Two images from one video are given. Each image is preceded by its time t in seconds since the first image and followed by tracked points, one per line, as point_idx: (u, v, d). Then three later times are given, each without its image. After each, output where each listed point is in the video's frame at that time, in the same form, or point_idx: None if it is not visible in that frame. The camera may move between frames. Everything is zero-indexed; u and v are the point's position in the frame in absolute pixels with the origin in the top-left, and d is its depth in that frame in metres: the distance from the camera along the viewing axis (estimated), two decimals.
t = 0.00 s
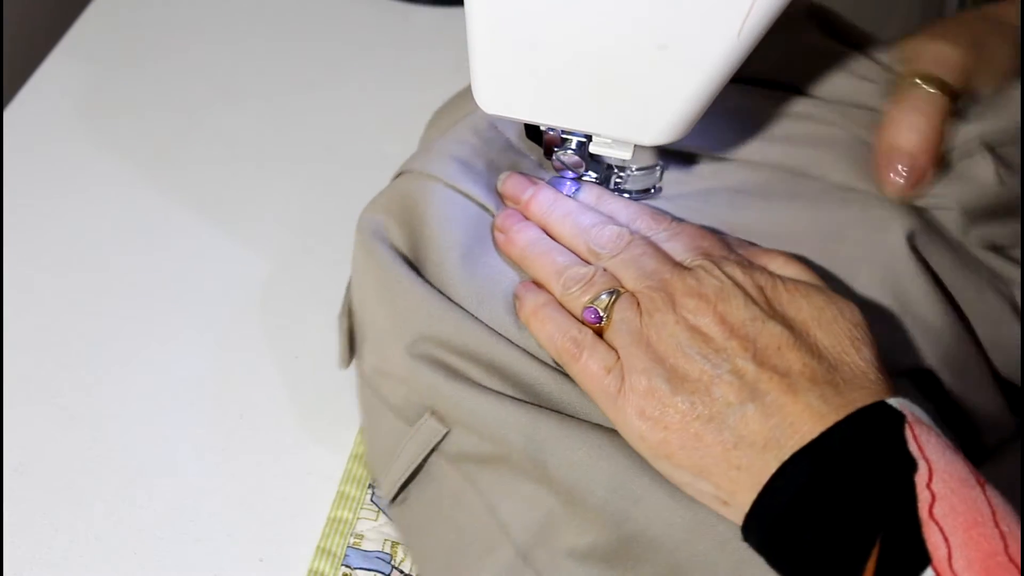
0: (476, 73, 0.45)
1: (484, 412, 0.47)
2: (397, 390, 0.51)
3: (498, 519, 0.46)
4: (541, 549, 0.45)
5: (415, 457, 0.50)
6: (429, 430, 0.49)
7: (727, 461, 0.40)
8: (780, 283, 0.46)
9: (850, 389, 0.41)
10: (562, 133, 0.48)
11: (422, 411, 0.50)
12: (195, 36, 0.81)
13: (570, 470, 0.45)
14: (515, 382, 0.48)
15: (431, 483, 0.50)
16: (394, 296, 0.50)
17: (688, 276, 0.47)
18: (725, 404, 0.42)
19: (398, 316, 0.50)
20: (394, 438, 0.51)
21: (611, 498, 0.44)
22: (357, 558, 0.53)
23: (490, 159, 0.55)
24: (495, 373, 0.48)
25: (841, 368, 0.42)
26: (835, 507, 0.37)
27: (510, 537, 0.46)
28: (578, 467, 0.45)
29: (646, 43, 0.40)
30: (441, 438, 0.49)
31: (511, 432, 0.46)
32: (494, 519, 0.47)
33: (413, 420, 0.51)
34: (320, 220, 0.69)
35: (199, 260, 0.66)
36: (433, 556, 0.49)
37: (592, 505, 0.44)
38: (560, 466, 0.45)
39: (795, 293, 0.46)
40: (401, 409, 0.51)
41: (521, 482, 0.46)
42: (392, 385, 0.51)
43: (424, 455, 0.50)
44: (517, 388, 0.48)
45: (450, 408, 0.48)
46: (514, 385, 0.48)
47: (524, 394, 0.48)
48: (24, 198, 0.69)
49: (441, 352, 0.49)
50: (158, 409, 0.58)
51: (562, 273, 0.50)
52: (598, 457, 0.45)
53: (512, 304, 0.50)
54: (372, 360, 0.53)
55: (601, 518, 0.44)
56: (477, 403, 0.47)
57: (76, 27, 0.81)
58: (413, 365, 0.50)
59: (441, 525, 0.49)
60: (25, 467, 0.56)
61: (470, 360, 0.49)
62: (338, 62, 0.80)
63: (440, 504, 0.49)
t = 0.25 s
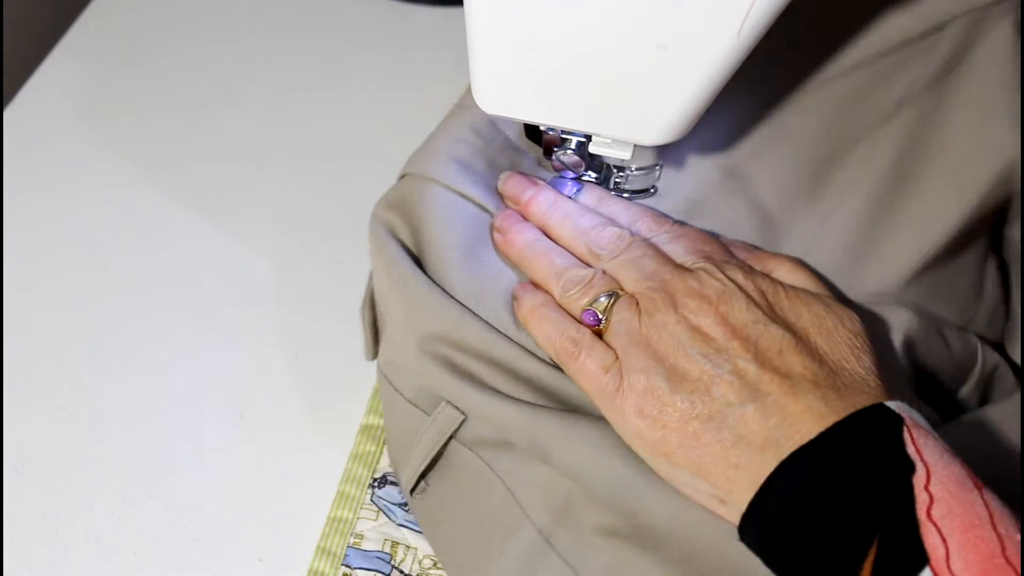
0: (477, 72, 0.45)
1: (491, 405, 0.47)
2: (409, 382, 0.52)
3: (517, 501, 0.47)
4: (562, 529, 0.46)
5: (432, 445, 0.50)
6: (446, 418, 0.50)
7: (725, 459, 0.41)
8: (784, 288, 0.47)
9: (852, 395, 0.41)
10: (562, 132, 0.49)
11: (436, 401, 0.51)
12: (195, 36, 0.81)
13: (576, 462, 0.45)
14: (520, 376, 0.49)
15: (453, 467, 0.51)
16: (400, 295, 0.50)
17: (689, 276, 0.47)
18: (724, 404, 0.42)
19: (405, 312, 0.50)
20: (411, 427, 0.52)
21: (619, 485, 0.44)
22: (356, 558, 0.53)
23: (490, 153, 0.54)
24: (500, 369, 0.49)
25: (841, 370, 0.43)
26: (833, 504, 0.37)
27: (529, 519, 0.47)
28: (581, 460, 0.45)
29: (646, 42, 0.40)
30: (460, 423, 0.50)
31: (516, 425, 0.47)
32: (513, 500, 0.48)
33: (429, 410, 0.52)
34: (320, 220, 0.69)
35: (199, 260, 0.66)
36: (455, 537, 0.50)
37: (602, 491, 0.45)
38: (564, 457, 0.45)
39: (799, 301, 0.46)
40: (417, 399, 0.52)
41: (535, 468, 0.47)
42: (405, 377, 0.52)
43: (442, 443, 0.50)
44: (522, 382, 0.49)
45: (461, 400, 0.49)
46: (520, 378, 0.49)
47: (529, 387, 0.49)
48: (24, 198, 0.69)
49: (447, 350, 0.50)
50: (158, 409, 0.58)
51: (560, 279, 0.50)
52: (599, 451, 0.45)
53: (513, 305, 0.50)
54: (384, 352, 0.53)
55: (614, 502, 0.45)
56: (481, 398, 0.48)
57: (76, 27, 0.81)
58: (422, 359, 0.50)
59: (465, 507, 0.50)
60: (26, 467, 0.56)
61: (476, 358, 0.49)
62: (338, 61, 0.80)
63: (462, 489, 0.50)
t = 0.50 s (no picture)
0: (474, 72, 0.44)
1: (507, 412, 0.45)
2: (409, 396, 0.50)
3: (530, 510, 0.46)
4: (576, 536, 0.44)
5: (438, 458, 0.49)
6: (455, 430, 0.48)
7: (833, 468, 0.37)
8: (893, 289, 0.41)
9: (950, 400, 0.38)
10: (560, 132, 0.47)
11: (442, 412, 0.49)
12: (195, 38, 0.82)
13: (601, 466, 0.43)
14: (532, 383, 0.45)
15: (456, 480, 0.49)
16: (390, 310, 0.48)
17: (806, 264, 0.42)
18: (836, 409, 0.38)
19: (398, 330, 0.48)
20: (405, 438, 0.51)
21: (649, 493, 0.42)
22: (357, 558, 0.53)
23: (473, 153, 0.49)
24: (512, 377, 0.45)
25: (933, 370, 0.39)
26: (930, 521, 0.34)
27: (543, 527, 0.45)
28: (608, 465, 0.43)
29: (646, 43, 0.39)
30: (466, 436, 0.48)
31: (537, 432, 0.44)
32: (524, 508, 0.46)
33: (434, 423, 0.50)
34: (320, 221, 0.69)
35: (200, 260, 0.66)
36: (464, 545, 0.49)
37: (633, 496, 0.43)
38: (588, 462, 0.43)
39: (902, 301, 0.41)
40: (417, 413, 0.50)
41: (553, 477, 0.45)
42: (399, 393, 0.50)
43: (448, 455, 0.49)
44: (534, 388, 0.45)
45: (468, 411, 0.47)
46: (533, 387, 0.45)
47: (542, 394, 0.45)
48: (25, 199, 0.69)
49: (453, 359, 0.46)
50: (158, 409, 0.59)
51: (558, 281, 0.46)
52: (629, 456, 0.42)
53: (521, 308, 0.45)
54: (370, 367, 0.51)
55: (639, 506, 0.43)
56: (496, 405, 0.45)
57: (77, 28, 0.81)
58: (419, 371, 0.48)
59: (470, 518, 0.48)
60: (25, 468, 0.56)
61: (485, 366, 0.46)
62: (339, 63, 0.80)
63: (467, 501, 0.49)
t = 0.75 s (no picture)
0: (475, 72, 0.44)
1: (520, 418, 0.42)
2: (408, 409, 0.47)
3: (531, 521, 0.43)
4: (581, 550, 0.42)
5: (438, 471, 0.46)
6: (455, 444, 0.45)
7: (864, 487, 0.38)
8: (901, 310, 0.43)
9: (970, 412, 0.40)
10: (561, 132, 0.46)
11: (444, 425, 0.46)
12: (196, 38, 0.82)
13: (614, 473, 0.41)
14: (544, 389, 0.43)
15: (455, 494, 0.46)
16: (390, 314, 0.46)
17: (823, 290, 0.43)
18: (864, 429, 0.39)
19: (401, 337, 0.46)
20: (402, 453, 0.48)
21: (662, 502, 0.40)
22: (357, 558, 0.53)
23: (472, 156, 0.49)
24: (523, 381, 0.43)
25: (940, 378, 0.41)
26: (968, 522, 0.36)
27: (547, 540, 0.43)
28: (621, 473, 0.41)
29: (646, 42, 0.39)
30: (468, 450, 0.45)
31: (550, 438, 0.42)
32: (526, 522, 0.43)
33: (435, 437, 0.47)
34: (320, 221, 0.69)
35: (200, 260, 0.66)
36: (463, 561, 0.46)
37: (646, 505, 0.41)
38: (599, 469, 0.41)
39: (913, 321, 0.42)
40: (416, 426, 0.47)
41: (559, 490, 0.43)
42: (401, 403, 0.47)
43: (448, 470, 0.46)
44: (545, 394, 0.43)
45: (472, 420, 0.44)
46: (543, 395, 0.43)
47: (554, 400, 0.43)
48: (25, 199, 0.69)
49: (460, 364, 0.44)
50: (158, 409, 0.59)
51: (567, 282, 0.45)
52: (645, 462, 0.41)
53: (534, 308, 0.45)
54: (371, 376, 0.47)
55: (651, 516, 0.41)
56: (507, 411, 0.43)
57: (77, 29, 0.81)
58: (423, 375, 0.45)
59: (469, 534, 0.46)
60: (25, 468, 0.56)
61: (494, 370, 0.44)
62: (338, 63, 0.81)
63: (466, 515, 0.46)
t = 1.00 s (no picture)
0: (475, 72, 0.44)
1: (521, 423, 0.42)
2: (411, 414, 0.47)
3: (534, 534, 0.43)
4: (581, 558, 0.42)
5: (437, 478, 0.46)
6: (455, 451, 0.45)
7: (852, 474, 0.37)
8: (899, 287, 0.41)
9: (968, 398, 0.38)
10: (561, 132, 0.46)
11: (445, 431, 0.46)
12: (196, 38, 0.82)
13: (614, 479, 0.41)
14: (545, 393, 0.43)
15: (456, 501, 0.46)
16: (390, 318, 0.46)
17: (816, 269, 0.41)
18: (852, 415, 0.38)
19: (402, 342, 0.45)
20: (401, 462, 0.47)
21: (665, 508, 0.40)
22: (357, 558, 0.53)
23: (474, 160, 0.49)
24: (524, 385, 0.43)
25: (937, 360, 0.40)
26: (954, 512, 0.35)
27: (548, 547, 0.43)
28: (622, 479, 0.41)
29: (646, 42, 0.39)
30: (467, 457, 0.45)
31: (551, 444, 0.42)
32: (526, 529, 0.43)
33: (433, 445, 0.47)
34: (320, 221, 0.69)
35: (200, 260, 0.66)
36: (465, 567, 0.46)
37: (646, 511, 0.41)
38: (601, 473, 0.41)
39: (910, 297, 0.41)
40: (416, 432, 0.47)
41: (558, 496, 0.43)
42: (401, 409, 0.47)
43: (448, 477, 0.46)
44: (547, 397, 0.43)
45: (473, 426, 0.44)
46: (545, 398, 0.43)
47: (555, 404, 0.43)
48: (25, 199, 0.69)
49: (461, 368, 0.44)
50: (158, 410, 0.59)
51: (569, 284, 0.45)
52: (646, 467, 0.40)
53: (535, 310, 0.44)
54: (371, 382, 0.47)
55: (651, 522, 0.41)
56: (509, 416, 0.43)
57: (78, 29, 0.81)
58: (424, 380, 0.44)
59: (469, 540, 0.46)
60: (25, 468, 0.56)
61: (495, 374, 0.44)
62: (339, 62, 0.81)
63: (466, 522, 0.46)
